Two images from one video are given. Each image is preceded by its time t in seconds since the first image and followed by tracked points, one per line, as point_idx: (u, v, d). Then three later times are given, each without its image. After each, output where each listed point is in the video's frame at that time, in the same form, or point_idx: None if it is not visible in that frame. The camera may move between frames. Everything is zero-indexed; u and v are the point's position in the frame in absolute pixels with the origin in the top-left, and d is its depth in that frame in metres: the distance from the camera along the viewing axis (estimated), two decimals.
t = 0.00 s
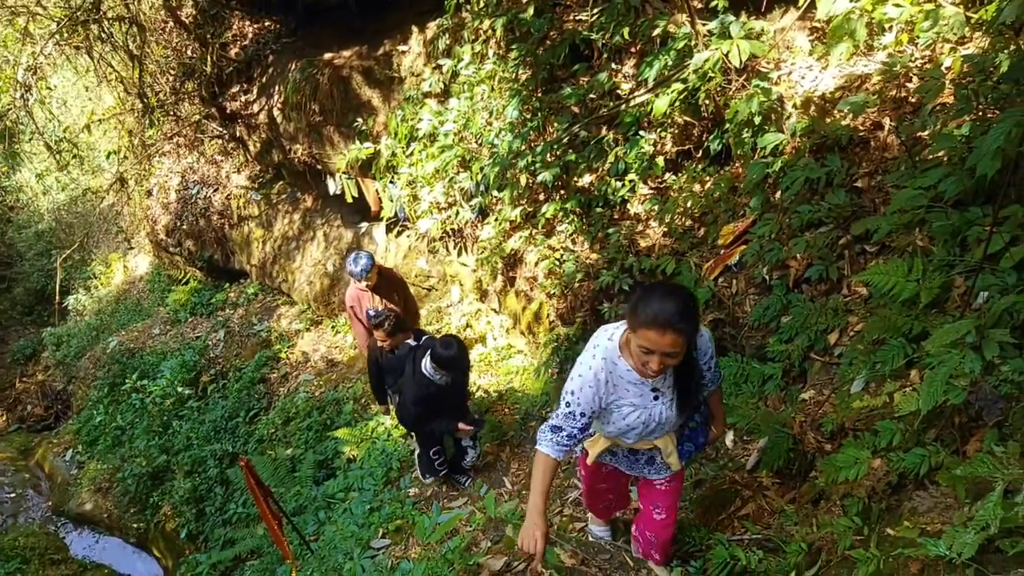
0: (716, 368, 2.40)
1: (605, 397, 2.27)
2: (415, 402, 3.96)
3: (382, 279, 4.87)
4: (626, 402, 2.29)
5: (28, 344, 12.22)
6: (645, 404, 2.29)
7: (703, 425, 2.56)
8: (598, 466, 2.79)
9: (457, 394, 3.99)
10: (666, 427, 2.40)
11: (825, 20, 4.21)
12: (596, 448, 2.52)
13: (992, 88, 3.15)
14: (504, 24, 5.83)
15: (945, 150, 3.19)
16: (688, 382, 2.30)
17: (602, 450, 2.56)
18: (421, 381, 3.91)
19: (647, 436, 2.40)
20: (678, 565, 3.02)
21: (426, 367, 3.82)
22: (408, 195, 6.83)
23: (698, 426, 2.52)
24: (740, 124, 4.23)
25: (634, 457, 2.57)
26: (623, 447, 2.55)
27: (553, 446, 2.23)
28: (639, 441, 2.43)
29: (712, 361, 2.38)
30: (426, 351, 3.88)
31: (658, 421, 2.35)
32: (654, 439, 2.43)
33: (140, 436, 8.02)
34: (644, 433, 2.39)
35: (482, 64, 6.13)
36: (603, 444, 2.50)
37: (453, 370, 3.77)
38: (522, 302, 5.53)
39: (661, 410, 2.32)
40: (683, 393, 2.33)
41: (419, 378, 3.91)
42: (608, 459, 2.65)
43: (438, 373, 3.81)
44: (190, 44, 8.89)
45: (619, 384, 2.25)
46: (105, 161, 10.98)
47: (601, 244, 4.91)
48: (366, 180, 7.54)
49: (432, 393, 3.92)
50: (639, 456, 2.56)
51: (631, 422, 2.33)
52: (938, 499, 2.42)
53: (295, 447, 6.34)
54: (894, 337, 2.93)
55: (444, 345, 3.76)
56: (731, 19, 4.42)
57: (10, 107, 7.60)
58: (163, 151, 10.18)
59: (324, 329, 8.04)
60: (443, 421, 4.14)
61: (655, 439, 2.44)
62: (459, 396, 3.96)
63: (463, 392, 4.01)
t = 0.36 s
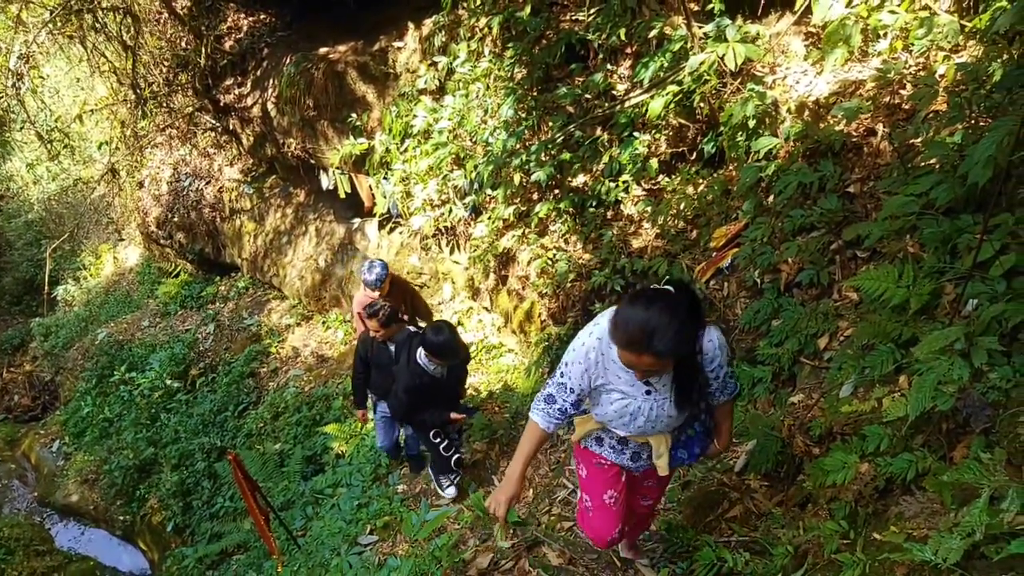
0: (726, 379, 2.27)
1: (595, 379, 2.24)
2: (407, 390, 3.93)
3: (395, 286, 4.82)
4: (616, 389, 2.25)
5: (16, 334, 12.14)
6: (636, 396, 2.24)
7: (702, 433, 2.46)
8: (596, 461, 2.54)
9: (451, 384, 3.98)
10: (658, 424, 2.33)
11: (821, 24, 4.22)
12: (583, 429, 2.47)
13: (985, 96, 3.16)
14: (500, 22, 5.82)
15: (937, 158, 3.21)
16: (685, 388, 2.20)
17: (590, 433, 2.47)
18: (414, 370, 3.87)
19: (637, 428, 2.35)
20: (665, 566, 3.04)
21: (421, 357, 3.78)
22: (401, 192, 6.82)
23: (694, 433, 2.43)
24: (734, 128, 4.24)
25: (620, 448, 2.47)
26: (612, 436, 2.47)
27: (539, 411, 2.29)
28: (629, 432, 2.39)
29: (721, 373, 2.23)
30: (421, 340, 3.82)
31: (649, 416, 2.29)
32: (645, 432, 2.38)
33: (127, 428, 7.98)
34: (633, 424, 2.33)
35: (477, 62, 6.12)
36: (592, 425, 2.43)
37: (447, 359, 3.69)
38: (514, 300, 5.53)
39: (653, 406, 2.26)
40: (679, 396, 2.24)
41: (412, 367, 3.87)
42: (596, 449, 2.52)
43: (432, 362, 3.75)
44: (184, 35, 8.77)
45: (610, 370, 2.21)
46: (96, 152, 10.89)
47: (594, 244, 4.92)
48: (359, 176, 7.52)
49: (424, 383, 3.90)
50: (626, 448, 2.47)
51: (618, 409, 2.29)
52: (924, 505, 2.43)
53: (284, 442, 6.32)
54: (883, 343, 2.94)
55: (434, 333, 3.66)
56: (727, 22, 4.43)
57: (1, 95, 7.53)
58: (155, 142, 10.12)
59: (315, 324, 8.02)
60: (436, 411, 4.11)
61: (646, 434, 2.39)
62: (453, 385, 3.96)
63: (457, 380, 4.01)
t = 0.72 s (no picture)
0: (724, 405, 2.14)
1: (580, 402, 2.23)
2: (414, 402, 3.69)
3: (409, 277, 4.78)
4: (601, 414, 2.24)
5: (22, 345, 12.16)
6: (621, 421, 2.22)
7: (708, 448, 2.33)
8: (600, 445, 2.43)
9: (461, 393, 3.71)
10: (649, 448, 2.28)
11: (818, 11, 4.20)
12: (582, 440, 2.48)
13: (984, 78, 3.15)
14: (496, 18, 5.80)
15: (938, 142, 3.19)
16: (665, 420, 2.13)
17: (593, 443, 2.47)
18: (420, 381, 3.64)
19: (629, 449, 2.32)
20: (675, 558, 3.02)
21: (426, 366, 3.55)
22: (402, 191, 6.81)
23: (696, 450, 2.31)
24: (733, 117, 4.21)
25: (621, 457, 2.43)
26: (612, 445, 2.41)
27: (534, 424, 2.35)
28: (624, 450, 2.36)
29: (712, 400, 2.11)
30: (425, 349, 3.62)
31: (637, 441, 2.26)
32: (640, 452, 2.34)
33: (136, 436, 8.01)
34: (625, 446, 2.31)
35: (474, 59, 6.12)
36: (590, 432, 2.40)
37: (454, 367, 3.46)
38: (517, 297, 5.52)
39: (638, 432, 2.22)
40: (664, 425, 2.16)
41: (417, 378, 3.63)
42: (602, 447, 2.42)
43: (438, 371, 3.52)
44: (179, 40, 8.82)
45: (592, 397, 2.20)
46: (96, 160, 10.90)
47: (596, 238, 4.91)
48: (359, 177, 7.52)
49: (431, 395, 3.64)
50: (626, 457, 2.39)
51: (607, 432, 2.29)
52: (933, 490, 2.43)
53: (292, 445, 6.34)
54: (889, 329, 2.94)
55: (438, 339, 3.46)
56: (723, 11, 4.42)
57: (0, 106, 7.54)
58: (154, 149, 10.13)
59: (319, 327, 8.03)
60: (447, 419, 3.85)
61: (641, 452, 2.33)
62: (464, 396, 3.68)
63: (468, 390, 3.72)
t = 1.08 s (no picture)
0: (710, 387, 1.99)
1: (558, 412, 2.13)
2: (442, 413, 3.68)
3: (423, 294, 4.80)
4: (582, 419, 2.12)
5: (42, 353, 12.31)
6: (603, 424, 2.10)
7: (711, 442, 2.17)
8: (596, 470, 2.38)
9: (487, 398, 3.73)
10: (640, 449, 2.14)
11: (832, 17, 4.20)
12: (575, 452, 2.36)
13: (1001, 83, 3.13)
14: (510, 28, 5.86)
15: (955, 146, 3.17)
16: (640, 406, 1.99)
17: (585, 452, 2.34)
18: (445, 389, 3.64)
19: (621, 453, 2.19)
20: (692, 566, 3.00)
21: (450, 372, 3.57)
22: (416, 200, 6.86)
23: (695, 448, 2.16)
24: (748, 124, 4.20)
25: (618, 462, 2.29)
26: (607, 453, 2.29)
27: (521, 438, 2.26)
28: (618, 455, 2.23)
29: (697, 386, 1.96)
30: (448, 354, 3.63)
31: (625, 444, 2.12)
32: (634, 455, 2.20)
33: (153, 442, 8.09)
34: (616, 451, 2.19)
35: (488, 68, 6.16)
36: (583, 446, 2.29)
37: (476, 370, 3.48)
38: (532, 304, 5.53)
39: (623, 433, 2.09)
40: (647, 419, 2.03)
41: (441, 387, 3.65)
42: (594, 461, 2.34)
43: (461, 376, 3.53)
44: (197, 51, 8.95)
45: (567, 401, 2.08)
46: (116, 171, 11.05)
47: (610, 245, 4.92)
48: (374, 185, 7.58)
49: (457, 402, 3.65)
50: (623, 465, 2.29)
51: (593, 439, 2.16)
52: (951, 497, 2.41)
53: (308, 452, 6.37)
54: (906, 336, 2.91)
55: (461, 341, 3.48)
56: (737, 18, 4.44)
57: (22, 118, 7.68)
58: (173, 159, 10.27)
59: (335, 334, 8.07)
60: (474, 428, 3.86)
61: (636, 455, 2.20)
62: (488, 400, 3.69)
63: (492, 394, 3.74)
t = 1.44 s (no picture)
0: (699, 308, 1.93)
1: (543, 362, 2.02)
2: (470, 380, 3.57)
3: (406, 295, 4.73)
4: (569, 368, 1.99)
5: (44, 332, 12.33)
6: (594, 367, 1.97)
7: (714, 387, 2.13)
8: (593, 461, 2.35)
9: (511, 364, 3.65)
10: (638, 393, 2.02)
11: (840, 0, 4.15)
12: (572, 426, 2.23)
13: (1010, 68, 3.10)
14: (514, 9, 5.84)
15: (961, 132, 3.14)
16: (628, 329, 1.89)
17: (585, 423, 2.22)
18: (472, 356, 3.54)
19: (618, 407, 2.06)
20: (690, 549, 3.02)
21: (477, 337, 3.47)
22: (419, 182, 6.83)
23: (703, 393, 2.13)
24: (753, 108, 4.17)
25: (621, 436, 2.23)
26: (608, 424, 2.22)
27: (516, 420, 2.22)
28: (615, 414, 2.09)
29: (687, 305, 1.91)
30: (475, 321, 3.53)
31: (622, 390, 1.99)
32: (634, 409, 2.10)
33: (156, 422, 8.13)
34: (612, 404, 2.04)
35: (492, 50, 6.11)
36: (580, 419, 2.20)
37: (505, 334, 3.37)
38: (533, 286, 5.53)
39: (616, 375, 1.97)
40: (640, 349, 1.93)
41: (469, 353, 3.54)
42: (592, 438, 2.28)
43: (490, 341, 3.43)
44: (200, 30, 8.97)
45: (552, 346, 1.97)
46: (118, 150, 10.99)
47: (613, 230, 4.91)
48: (377, 167, 7.55)
49: (485, 369, 3.56)
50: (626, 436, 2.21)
51: (586, 392, 2.01)
52: (951, 482, 2.41)
53: (309, 433, 6.40)
54: (909, 321, 2.90)
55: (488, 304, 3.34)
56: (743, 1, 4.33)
57: (24, 96, 7.64)
58: (175, 140, 10.23)
59: (336, 316, 8.07)
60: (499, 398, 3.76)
61: (636, 409, 2.09)
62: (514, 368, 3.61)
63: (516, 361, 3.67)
